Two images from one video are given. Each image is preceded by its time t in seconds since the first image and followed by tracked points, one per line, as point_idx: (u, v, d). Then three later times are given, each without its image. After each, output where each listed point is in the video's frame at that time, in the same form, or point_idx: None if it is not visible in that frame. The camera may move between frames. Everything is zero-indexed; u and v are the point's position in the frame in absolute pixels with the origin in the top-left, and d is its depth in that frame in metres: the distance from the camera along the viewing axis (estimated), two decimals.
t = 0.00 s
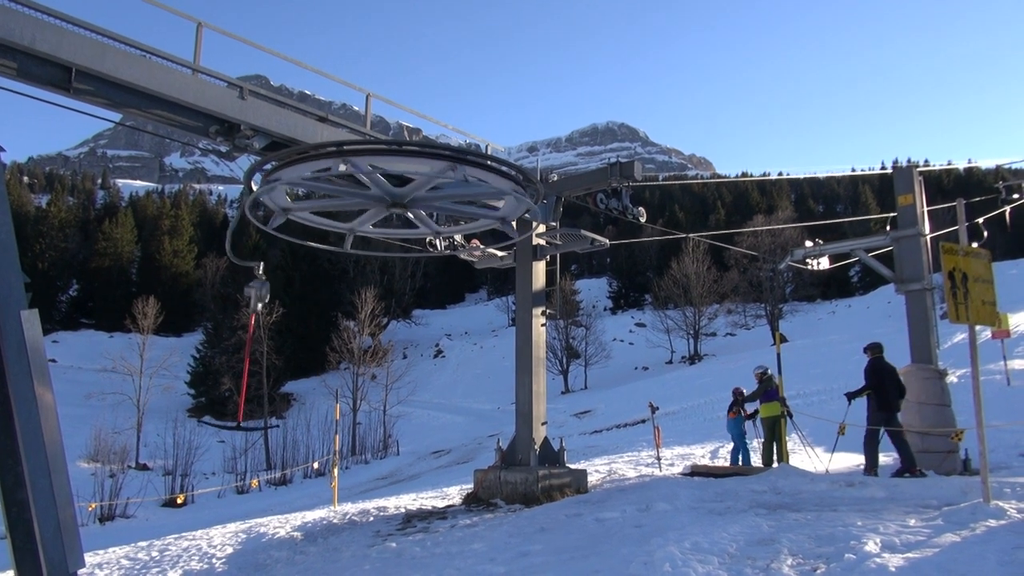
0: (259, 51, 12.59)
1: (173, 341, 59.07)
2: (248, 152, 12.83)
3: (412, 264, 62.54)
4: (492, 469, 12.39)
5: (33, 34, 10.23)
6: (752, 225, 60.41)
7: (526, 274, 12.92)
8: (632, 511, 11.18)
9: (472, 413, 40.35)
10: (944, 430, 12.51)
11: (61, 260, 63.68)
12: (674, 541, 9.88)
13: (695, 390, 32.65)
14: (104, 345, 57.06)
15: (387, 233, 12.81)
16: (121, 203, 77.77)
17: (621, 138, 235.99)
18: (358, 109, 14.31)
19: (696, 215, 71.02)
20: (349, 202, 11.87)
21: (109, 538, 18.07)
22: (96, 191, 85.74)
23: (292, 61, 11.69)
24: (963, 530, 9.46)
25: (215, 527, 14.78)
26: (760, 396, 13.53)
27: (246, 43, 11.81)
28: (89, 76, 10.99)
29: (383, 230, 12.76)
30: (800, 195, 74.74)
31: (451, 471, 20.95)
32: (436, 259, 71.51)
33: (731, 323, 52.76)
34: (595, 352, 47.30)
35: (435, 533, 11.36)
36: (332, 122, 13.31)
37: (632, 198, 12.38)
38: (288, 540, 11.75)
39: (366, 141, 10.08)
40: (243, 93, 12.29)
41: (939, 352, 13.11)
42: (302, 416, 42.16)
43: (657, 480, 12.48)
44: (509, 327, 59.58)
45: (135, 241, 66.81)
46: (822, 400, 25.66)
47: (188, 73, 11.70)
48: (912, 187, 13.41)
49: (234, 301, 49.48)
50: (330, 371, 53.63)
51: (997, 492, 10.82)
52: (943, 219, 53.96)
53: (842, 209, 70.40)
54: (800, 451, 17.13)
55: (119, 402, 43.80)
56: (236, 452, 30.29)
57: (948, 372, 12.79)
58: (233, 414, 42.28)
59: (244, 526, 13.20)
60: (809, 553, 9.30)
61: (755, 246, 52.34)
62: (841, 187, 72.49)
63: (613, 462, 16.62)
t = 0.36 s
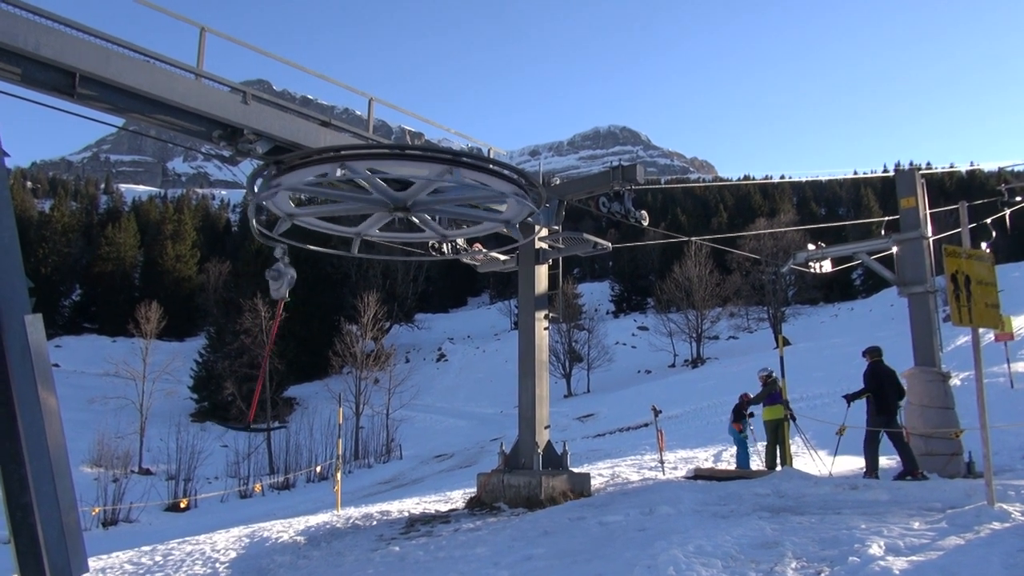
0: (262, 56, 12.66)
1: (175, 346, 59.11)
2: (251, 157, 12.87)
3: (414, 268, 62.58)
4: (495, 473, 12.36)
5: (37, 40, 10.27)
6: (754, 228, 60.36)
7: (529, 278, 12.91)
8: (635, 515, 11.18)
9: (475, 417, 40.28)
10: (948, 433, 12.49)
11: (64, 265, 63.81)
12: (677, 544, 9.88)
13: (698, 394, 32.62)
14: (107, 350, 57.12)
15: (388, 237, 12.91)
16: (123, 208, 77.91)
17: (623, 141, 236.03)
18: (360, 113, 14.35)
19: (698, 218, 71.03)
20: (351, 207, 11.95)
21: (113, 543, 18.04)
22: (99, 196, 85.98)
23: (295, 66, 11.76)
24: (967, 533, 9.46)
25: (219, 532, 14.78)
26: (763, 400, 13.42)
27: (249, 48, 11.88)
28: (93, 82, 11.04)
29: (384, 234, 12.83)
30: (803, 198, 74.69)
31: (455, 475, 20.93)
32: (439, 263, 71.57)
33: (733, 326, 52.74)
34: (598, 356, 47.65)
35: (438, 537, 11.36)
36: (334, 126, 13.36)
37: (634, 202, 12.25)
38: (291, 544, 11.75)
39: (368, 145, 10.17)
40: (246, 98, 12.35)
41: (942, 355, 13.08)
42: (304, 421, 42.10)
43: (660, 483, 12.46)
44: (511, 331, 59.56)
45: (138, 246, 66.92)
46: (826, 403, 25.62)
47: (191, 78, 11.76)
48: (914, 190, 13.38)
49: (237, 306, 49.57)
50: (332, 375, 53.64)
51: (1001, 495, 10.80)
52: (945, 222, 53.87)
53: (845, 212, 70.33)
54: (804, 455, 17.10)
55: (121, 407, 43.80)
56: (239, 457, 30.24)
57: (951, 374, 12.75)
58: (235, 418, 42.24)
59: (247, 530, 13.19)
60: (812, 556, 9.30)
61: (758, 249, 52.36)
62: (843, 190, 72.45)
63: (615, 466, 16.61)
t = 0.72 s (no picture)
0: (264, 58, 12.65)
1: (178, 347, 59.17)
2: (253, 159, 12.89)
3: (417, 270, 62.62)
4: (497, 474, 12.32)
5: (39, 42, 10.30)
6: (757, 230, 60.30)
7: (531, 280, 12.83)
8: (637, 517, 11.17)
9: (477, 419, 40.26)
10: (951, 435, 12.43)
11: (67, 267, 63.96)
12: (679, 546, 9.89)
13: (701, 395, 32.54)
14: (110, 351, 57.20)
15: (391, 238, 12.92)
16: (126, 209, 78.05)
17: (626, 143, 235.85)
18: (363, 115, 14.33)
19: (701, 219, 70.98)
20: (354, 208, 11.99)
21: (116, 544, 18.04)
22: (102, 197, 86.17)
23: (296, 68, 11.73)
24: (970, 535, 9.46)
25: (222, 533, 14.79)
26: (767, 402, 13.41)
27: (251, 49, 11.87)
28: (96, 84, 11.07)
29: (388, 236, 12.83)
30: (806, 200, 74.59)
31: (457, 477, 20.91)
32: (441, 265, 71.61)
33: (736, 327, 52.68)
34: (600, 357, 47.51)
35: (441, 538, 11.36)
36: (337, 128, 13.35)
37: (637, 203, 12.15)
38: (294, 546, 11.75)
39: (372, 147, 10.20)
40: (249, 100, 12.35)
41: (946, 357, 13.02)
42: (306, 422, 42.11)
43: (663, 485, 12.45)
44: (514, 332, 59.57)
45: (141, 247, 67.03)
46: (829, 405, 25.56)
47: (194, 80, 11.78)
48: (917, 192, 13.34)
49: (239, 307, 49.63)
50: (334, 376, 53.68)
51: (1004, 497, 10.78)
52: (949, 223, 53.75)
53: (847, 213, 70.19)
54: (806, 457, 17.07)
55: (124, 408, 43.87)
56: (242, 458, 30.25)
57: (954, 376, 12.70)
58: (238, 419, 42.25)
59: (249, 531, 13.18)
60: (815, 558, 9.28)
61: (760, 251, 52.32)
62: (846, 192, 72.36)
63: (618, 467, 16.58)
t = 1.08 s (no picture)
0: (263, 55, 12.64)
1: (175, 346, 59.04)
2: (251, 157, 12.88)
3: (414, 268, 62.61)
4: (494, 474, 12.29)
5: (37, 38, 10.28)
6: (755, 230, 60.36)
7: (529, 279, 12.79)
8: (633, 516, 11.18)
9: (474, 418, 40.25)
10: (948, 436, 12.43)
11: (64, 264, 63.89)
12: (675, 546, 9.92)
13: (699, 395, 32.54)
14: (107, 349, 57.10)
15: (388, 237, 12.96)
16: (123, 207, 77.92)
17: (624, 142, 235.89)
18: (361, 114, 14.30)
19: (699, 220, 71.01)
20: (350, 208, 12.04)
21: (109, 543, 17.98)
22: (99, 194, 86.03)
23: (294, 65, 11.70)
24: (966, 536, 9.49)
25: (218, 531, 14.75)
26: (765, 402, 13.36)
27: (248, 46, 11.86)
28: (93, 81, 11.06)
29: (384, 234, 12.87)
30: (804, 200, 74.61)
31: (453, 475, 20.91)
32: (439, 264, 71.60)
33: (733, 328, 52.72)
34: (597, 357, 47.51)
35: (437, 537, 11.36)
36: (335, 126, 13.32)
37: (634, 203, 12.19)
38: (290, 544, 11.74)
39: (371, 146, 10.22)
40: (246, 97, 12.34)
41: (943, 358, 13.02)
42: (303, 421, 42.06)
43: (659, 484, 12.45)
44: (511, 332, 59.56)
45: (138, 245, 66.94)
46: (825, 406, 25.58)
47: (191, 77, 11.77)
48: (915, 192, 13.36)
49: (237, 306, 49.58)
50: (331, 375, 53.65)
51: (1000, 498, 10.84)
52: (946, 224, 53.82)
53: (845, 214, 70.26)
54: (803, 457, 17.07)
55: (120, 406, 43.82)
56: (238, 457, 30.20)
57: (951, 377, 12.70)
58: (234, 418, 42.22)
59: (246, 529, 13.14)
60: (811, 558, 9.30)
61: (758, 251, 52.43)
62: (844, 193, 72.45)
63: (615, 467, 16.58)
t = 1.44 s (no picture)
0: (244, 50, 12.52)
1: (154, 342, 58.47)
2: (231, 152, 12.78)
3: (397, 266, 62.47)
4: (474, 472, 12.29)
5: (13, 30, 10.13)
6: (736, 230, 60.80)
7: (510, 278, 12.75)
8: (613, 514, 11.22)
9: (455, 416, 40.23)
10: (924, 436, 12.56)
11: (41, 260, 63.11)
12: (653, 544, 9.97)
13: (679, 394, 32.68)
14: (85, 345, 56.44)
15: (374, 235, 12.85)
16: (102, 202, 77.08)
17: (608, 142, 236.53)
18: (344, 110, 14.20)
19: (681, 219, 71.41)
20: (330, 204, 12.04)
21: (77, 542, 17.77)
22: (77, 189, 85.01)
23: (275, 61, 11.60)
24: (939, 533, 9.63)
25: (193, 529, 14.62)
26: (743, 401, 13.43)
27: (229, 41, 11.73)
28: (70, 73, 10.92)
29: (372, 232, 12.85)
30: (785, 201, 75.25)
31: (433, 474, 20.85)
32: (422, 262, 71.47)
33: (715, 327, 53.05)
34: (580, 355, 47.67)
35: (417, 536, 11.35)
36: (317, 122, 13.23)
37: (616, 202, 12.24)
38: (268, 543, 11.67)
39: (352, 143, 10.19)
40: (227, 92, 12.22)
41: (919, 358, 13.16)
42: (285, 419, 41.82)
43: (638, 483, 12.49)
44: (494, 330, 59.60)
45: (117, 240, 66.26)
46: (802, 405, 25.81)
47: (171, 71, 11.64)
48: (893, 194, 13.49)
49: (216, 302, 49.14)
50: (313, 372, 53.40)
51: (973, 496, 11.03)
52: (924, 226, 54.53)
53: (826, 215, 71.00)
54: (781, 456, 17.19)
55: (97, 403, 43.34)
56: (217, 454, 29.96)
57: (927, 377, 12.83)
58: (214, 415, 41.94)
59: (223, 528, 13.04)
60: (787, 556, 9.36)
61: (739, 251, 52.86)
62: (824, 194, 73.20)
63: (595, 465, 16.61)
